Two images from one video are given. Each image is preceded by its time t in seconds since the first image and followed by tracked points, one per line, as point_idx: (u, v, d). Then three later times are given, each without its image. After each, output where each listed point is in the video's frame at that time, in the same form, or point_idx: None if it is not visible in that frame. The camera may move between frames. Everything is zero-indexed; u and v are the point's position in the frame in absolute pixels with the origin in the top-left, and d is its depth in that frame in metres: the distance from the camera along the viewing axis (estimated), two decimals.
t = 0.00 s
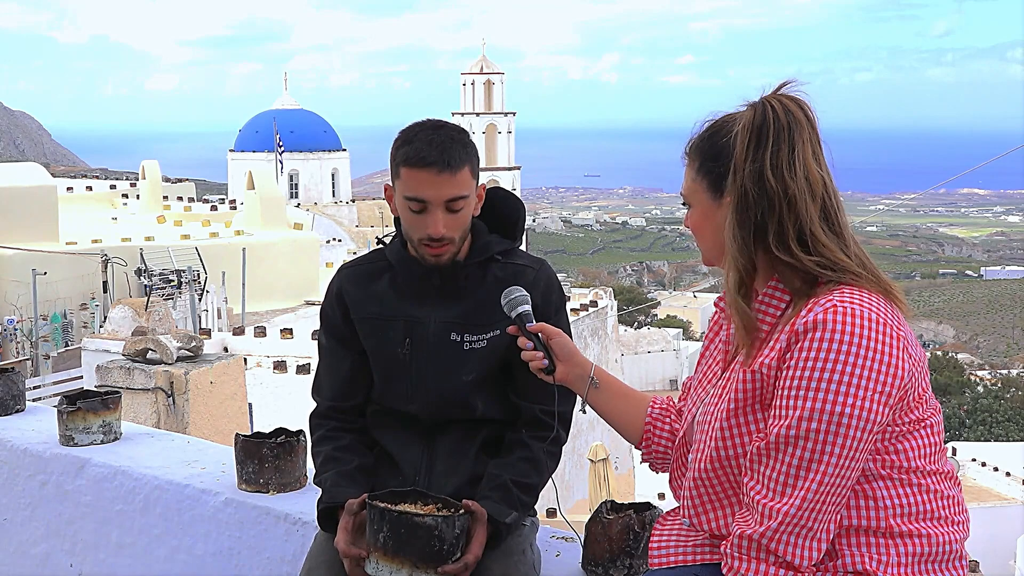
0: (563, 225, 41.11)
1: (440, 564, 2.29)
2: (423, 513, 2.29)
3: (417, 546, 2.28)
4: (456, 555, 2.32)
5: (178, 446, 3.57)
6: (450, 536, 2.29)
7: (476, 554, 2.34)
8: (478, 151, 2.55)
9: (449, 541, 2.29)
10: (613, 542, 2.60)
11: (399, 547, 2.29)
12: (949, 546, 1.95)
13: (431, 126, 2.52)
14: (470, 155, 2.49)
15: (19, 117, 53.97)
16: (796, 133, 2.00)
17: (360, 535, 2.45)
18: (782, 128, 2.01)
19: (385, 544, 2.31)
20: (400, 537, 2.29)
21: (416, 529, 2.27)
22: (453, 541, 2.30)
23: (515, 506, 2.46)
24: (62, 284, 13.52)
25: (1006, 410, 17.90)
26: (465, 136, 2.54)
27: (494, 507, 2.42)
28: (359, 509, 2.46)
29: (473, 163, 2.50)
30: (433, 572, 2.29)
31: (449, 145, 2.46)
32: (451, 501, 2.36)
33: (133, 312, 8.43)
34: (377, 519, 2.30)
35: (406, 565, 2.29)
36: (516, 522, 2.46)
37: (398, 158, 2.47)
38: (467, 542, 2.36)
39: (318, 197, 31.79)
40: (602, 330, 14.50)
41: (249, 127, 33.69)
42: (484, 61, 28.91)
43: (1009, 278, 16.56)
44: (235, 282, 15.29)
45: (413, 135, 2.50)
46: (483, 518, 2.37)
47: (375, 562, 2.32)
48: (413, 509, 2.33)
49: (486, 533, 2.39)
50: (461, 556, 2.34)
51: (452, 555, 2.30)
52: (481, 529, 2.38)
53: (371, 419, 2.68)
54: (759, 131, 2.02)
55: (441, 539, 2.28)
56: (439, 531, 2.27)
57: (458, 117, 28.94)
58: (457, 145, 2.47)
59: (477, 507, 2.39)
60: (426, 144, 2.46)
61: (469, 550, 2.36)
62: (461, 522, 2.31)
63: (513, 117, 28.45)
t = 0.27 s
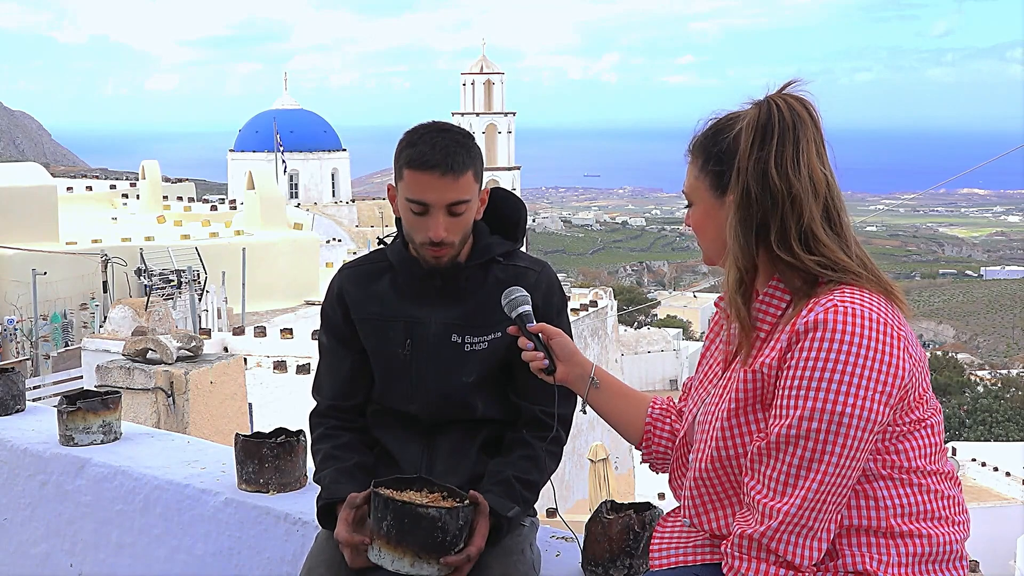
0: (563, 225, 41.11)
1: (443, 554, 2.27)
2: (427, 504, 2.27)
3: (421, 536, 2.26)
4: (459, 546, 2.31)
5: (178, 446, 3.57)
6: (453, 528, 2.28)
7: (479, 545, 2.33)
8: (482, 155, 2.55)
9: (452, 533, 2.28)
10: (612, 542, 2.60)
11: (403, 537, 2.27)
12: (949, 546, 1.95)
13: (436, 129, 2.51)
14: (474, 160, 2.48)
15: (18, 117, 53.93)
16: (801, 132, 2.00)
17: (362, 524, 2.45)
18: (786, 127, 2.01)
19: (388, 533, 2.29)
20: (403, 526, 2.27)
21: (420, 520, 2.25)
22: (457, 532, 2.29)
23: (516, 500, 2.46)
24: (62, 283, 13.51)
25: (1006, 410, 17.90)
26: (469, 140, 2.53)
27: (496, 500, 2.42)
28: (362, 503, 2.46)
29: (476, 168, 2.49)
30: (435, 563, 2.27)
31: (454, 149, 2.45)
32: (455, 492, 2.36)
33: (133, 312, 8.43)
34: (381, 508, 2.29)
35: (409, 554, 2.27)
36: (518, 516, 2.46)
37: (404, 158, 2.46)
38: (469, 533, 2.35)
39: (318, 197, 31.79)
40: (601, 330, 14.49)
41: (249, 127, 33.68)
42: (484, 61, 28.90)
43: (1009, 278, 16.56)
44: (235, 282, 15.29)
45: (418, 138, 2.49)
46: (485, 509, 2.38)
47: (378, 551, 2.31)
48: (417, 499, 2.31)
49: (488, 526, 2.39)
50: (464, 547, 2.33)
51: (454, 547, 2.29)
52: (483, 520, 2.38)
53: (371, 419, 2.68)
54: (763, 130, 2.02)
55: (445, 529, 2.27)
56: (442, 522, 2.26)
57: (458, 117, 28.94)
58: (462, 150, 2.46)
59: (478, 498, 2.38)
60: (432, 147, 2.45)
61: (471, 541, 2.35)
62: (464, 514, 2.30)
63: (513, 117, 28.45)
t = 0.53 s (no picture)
0: (563, 225, 41.12)
1: (442, 539, 2.22)
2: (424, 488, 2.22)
3: (418, 521, 2.21)
4: (458, 531, 2.25)
5: (178, 446, 3.57)
6: (451, 511, 2.23)
7: (478, 528, 2.28)
8: (486, 159, 2.54)
9: (450, 516, 2.23)
10: (612, 542, 2.60)
11: (400, 523, 2.21)
12: (949, 546, 1.96)
13: (442, 132, 2.51)
14: (479, 165, 2.48)
15: (18, 116, 53.92)
16: (800, 132, 2.00)
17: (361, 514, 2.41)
18: (786, 127, 2.01)
19: (385, 519, 2.24)
20: (400, 512, 2.21)
21: (417, 504, 2.20)
22: (455, 516, 2.24)
23: (515, 484, 2.46)
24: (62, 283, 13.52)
25: (1006, 409, 17.90)
26: (475, 144, 2.53)
27: (496, 482, 2.43)
28: (360, 491, 2.43)
29: (482, 171, 2.48)
30: (434, 548, 2.22)
31: (461, 153, 2.44)
32: (453, 474, 2.33)
33: (133, 312, 8.43)
34: (378, 494, 2.24)
35: (407, 541, 2.22)
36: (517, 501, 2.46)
37: (411, 161, 2.45)
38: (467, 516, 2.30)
39: (318, 197, 31.79)
40: (602, 330, 14.49)
41: (249, 127, 33.67)
42: (484, 61, 28.90)
43: (1009, 278, 16.56)
44: (235, 282, 15.29)
45: (424, 141, 2.49)
46: (483, 490, 2.34)
47: (375, 537, 2.25)
48: (414, 484, 2.27)
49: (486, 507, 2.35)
50: (463, 531, 2.29)
51: (453, 530, 2.24)
52: (481, 503, 2.34)
53: (371, 416, 2.69)
54: (763, 129, 2.02)
55: (442, 513, 2.22)
56: (440, 505, 2.21)
57: (458, 117, 28.94)
58: (468, 154, 2.45)
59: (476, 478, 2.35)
60: (438, 151, 2.44)
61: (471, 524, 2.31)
62: (462, 496, 2.26)
63: (513, 118, 28.45)
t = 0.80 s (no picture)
0: (563, 225, 41.13)
1: None
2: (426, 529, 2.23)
3: (419, 562, 2.22)
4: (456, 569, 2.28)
5: (178, 446, 3.57)
6: (451, 551, 2.25)
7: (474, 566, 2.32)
8: (484, 163, 2.54)
9: (450, 557, 2.25)
10: (612, 542, 2.60)
11: (401, 563, 2.23)
12: (949, 546, 1.95)
13: (440, 137, 2.51)
14: (477, 170, 2.48)
15: (18, 117, 53.94)
16: (798, 133, 2.00)
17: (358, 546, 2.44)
18: (785, 128, 2.01)
19: (386, 558, 2.25)
20: (401, 552, 2.23)
21: (419, 546, 2.21)
22: (454, 556, 2.26)
23: (513, 508, 2.46)
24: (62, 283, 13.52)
25: (1006, 409, 17.90)
26: (473, 148, 2.53)
27: (492, 511, 2.43)
28: (360, 521, 2.46)
29: (480, 177, 2.49)
30: None
31: (459, 159, 2.45)
32: (452, 511, 2.34)
33: (133, 312, 8.43)
34: (379, 532, 2.25)
35: None
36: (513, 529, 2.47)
37: (409, 167, 2.46)
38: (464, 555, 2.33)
39: (318, 197, 31.79)
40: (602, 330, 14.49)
41: (249, 127, 33.67)
42: (484, 61, 28.91)
43: (1009, 278, 16.56)
44: (235, 282, 15.30)
45: (421, 147, 2.49)
46: (483, 529, 2.38)
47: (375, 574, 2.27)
48: (414, 523, 2.28)
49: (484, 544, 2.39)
50: (460, 569, 2.32)
51: (452, 569, 2.26)
52: (479, 539, 2.38)
53: (371, 421, 2.68)
54: (761, 130, 2.02)
55: (443, 554, 2.23)
56: (441, 547, 2.22)
57: (458, 117, 28.94)
58: (465, 160, 2.46)
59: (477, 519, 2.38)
60: (436, 157, 2.45)
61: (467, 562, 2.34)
62: (461, 537, 2.28)
63: (513, 117, 28.45)
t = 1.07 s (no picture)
0: (563, 225, 41.14)
1: None
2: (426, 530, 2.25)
3: (418, 562, 2.24)
4: (456, 571, 2.29)
5: (178, 446, 3.57)
6: (451, 553, 2.26)
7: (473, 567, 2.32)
8: (479, 163, 2.55)
9: (449, 558, 2.26)
10: (613, 542, 2.60)
11: (400, 563, 2.24)
12: (950, 546, 1.95)
13: (434, 138, 2.51)
14: (472, 170, 2.48)
15: (18, 117, 53.98)
16: (796, 132, 2.00)
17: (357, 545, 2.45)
18: (782, 127, 2.01)
19: (386, 559, 2.27)
20: (401, 553, 2.25)
21: (419, 547, 2.23)
22: (454, 557, 2.27)
23: (512, 510, 2.46)
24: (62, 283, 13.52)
25: (1006, 410, 17.91)
26: (467, 149, 2.53)
27: (491, 512, 2.43)
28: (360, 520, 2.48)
29: (474, 176, 2.49)
30: None
31: (452, 160, 2.45)
32: (453, 513, 2.35)
33: (133, 312, 8.43)
34: (379, 533, 2.27)
35: None
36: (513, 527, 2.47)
37: (403, 169, 2.45)
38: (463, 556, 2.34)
39: (318, 197, 31.79)
40: (601, 330, 14.49)
41: (249, 127, 33.68)
42: (484, 61, 28.91)
43: (1009, 278, 16.56)
44: (235, 282, 15.29)
45: (416, 148, 2.49)
46: (483, 530, 2.37)
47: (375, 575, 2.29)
48: (414, 524, 2.29)
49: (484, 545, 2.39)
50: (460, 570, 2.33)
51: (452, 571, 2.27)
52: (479, 541, 2.37)
53: (370, 419, 2.68)
54: (760, 130, 2.02)
55: (443, 555, 2.25)
56: (441, 549, 2.24)
57: (458, 117, 28.94)
58: (459, 160, 2.46)
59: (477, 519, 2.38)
60: (430, 158, 2.45)
61: (467, 562, 2.35)
62: (462, 538, 2.29)
63: (513, 118, 28.46)
